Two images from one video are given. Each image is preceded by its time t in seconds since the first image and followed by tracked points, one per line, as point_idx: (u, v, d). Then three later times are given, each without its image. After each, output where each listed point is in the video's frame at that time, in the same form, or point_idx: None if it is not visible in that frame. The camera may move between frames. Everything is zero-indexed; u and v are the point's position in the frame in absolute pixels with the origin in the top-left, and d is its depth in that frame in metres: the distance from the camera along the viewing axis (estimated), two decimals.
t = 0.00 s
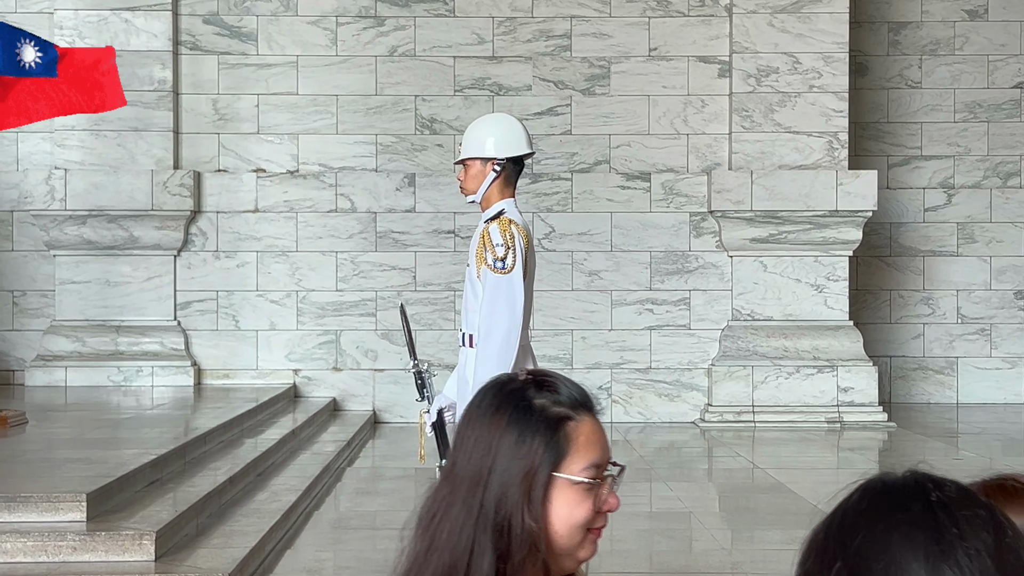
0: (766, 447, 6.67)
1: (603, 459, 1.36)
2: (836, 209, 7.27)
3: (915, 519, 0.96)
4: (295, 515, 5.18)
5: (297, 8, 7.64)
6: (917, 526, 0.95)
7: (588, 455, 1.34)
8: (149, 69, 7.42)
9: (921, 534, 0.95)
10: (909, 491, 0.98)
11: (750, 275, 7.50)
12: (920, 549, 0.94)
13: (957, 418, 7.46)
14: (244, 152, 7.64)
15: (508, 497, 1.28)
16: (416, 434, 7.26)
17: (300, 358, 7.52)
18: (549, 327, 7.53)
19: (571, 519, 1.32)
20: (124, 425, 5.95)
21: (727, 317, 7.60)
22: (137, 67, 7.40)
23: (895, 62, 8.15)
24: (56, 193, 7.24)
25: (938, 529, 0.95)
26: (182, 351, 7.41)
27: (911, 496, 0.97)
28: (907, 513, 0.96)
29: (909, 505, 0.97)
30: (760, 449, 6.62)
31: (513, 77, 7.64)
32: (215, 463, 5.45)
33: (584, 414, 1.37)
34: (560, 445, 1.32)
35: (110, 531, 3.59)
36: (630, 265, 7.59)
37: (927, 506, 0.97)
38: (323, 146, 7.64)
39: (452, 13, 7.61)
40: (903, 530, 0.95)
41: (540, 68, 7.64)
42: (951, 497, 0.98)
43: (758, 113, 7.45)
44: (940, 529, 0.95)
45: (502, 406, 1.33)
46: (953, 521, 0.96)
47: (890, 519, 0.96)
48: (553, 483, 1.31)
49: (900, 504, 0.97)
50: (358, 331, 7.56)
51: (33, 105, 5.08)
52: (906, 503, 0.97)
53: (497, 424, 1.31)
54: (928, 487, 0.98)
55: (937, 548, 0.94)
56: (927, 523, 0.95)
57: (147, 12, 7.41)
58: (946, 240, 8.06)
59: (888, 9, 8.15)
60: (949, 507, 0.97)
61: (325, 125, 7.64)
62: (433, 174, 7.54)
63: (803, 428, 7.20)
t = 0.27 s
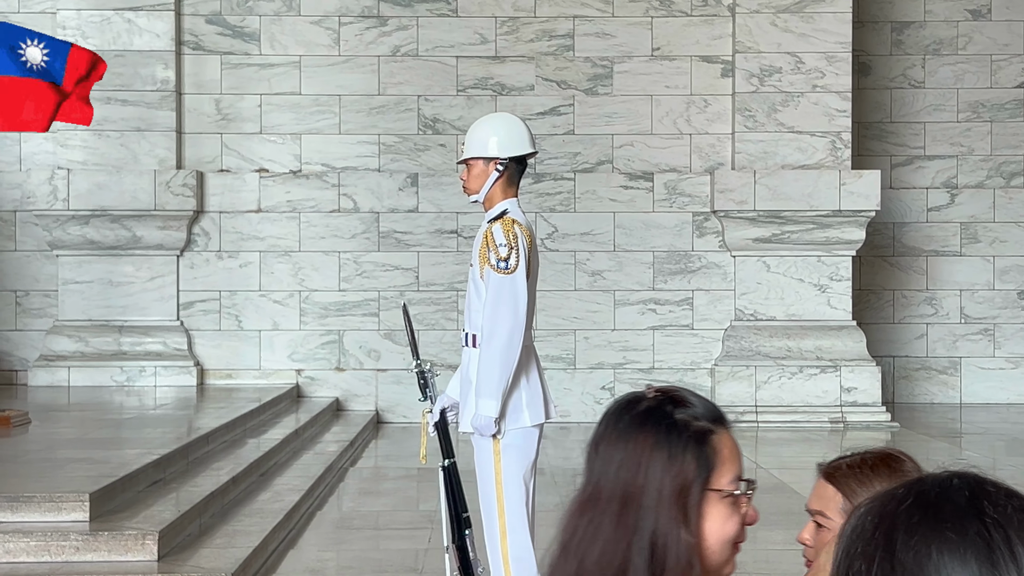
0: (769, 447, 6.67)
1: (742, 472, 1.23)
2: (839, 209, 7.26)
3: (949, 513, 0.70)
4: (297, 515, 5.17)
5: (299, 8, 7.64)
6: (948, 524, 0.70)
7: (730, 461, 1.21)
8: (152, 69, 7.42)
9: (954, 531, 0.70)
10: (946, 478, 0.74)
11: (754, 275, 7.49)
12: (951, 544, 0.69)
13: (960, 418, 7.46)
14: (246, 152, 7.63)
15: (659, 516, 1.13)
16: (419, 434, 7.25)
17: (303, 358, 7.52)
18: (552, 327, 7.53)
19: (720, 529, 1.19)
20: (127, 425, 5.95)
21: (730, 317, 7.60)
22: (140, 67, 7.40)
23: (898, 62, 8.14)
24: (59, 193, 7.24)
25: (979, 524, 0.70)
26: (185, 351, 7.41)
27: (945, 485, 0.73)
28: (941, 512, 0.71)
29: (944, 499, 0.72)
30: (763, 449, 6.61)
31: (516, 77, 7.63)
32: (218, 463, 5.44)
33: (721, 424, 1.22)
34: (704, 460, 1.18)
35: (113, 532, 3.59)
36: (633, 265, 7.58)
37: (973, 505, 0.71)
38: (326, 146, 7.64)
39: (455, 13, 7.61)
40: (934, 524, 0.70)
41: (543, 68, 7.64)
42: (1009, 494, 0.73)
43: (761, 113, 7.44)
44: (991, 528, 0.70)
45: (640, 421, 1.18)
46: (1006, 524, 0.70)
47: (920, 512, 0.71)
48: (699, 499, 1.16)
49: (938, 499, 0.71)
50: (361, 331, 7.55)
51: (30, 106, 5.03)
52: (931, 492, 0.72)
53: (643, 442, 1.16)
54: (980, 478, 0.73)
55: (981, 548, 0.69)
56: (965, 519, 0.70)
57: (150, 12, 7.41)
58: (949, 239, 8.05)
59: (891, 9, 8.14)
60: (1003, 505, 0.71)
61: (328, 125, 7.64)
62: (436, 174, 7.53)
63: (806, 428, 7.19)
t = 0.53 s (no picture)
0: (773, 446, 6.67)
1: (821, 464, 1.29)
2: (843, 209, 7.27)
3: (961, 519, 0.67)
4: (301, 515, 5.18)
5: (303, 8, 7.66)
6: (953, 525, 0.67)
7: (830, 451, 1.30)
8: (156, 69, 7.43)
9: (961, 532, 0.67)
10: (961, 480, 0.71)
11: (757, 275, 7.50)
12: (959, 545, 0.66)
13: (964, 418, 7.46)
14: (250, 152, 7.64)
15: (725, 508, 1.29)
16: (422, 434, 7.26)
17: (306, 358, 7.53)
18: (556, 327, 7.53)
19: (808, 515, 1.26)
20: (131, 425, 5.96)
21: (733, 317, 7.60)
22: (144, 68, 7.41)
23: (901, 62, 8.15)
24: (63, 193, 7.25)
25: (987, 527, 0.67)
26: (189, 351, 7.42)
27: (958, 487, 0.70)
28: (952, 512, 0.68)
29: (955, 502, 0.69)
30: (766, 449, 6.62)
31: (519, 77, 7.64)
32: (222, 463, 5.45)
33: (820, 416, 1.33)
34: (755, 451, 1.32)
35: (117, 531, 3.60)
36: (636, 265, 7.59)
37: (987, 511, 0.68)
38: (330, 146, 7.65)
39: (459, 13, 7.62)
40: (941, 526, 0.68)
41: (546, 68, 7.64)
42: None
43: (765, 113, 7.45)
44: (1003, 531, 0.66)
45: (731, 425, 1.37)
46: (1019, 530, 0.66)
47: (931, 517, 0.69)
48: (769, 486, 1.28)
49: (948, 502, 0.69)
50: (364, 331, 7.57)
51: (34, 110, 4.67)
52: (946, 496, 0.70)
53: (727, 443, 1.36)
54: (997, 482, 0.70)
55: (988, 551, 0.66)
56: (974, 521, 0.67)
57: (155, 13, 7.42)
58: (953, 240, 8.05)
59: (894, 9, 8.15)
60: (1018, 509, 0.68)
61: (332, 125, 7.65)
62: (439, 174, 7.54)
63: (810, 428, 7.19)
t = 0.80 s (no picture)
0: (778, 446, 6.67)
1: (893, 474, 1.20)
2: (848, 209, 7.26)
3: (966, 520, 0.64)
4: (306, 515, 5.18)
5: (308, 9, 7.66)
6: (959, 525, 0.63)
7: (903, 466, 1.21)
8: (161, 69, 7.44)
9: (969, 532, 0.63)
10: (970, 478, 0.67)
11: (762, 275, 7.49)
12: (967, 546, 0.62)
13: (969, 418, 7.45)
14: (255, 152, 7.65)
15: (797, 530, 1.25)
16: (427, 434, 7.26)
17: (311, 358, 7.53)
18: (560, 327, 7.54)
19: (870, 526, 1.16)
20: (136, 425, 5.96)
21: (738, 317, 7.60)
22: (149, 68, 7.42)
23: (906, 62, 8.14)
24: (68, 194, 7.26)
25: (994, 528, 0.63)
26: (194, 351, 7.43)
27: (966, 485, 0.66)
28: (959, 510, 0.64)
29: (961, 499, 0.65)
30: (771, 449, 6.62)
31: (524, 77, 7.64)
32: (227, 463, 5.45)
33: (883, 425, 1.25)
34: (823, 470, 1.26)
35: (122, 531, 3.60)
36: (641, 265, 7.59)
37: (993, 511, 0.64)
38: (334, 147, 7.65)
39: (463, 14, 7.62)
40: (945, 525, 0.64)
41: (551, 68, 7.64)
42: None
43: (769, 113, 7.45)
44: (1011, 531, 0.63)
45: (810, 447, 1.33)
46: None
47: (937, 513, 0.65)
48: (828, 497, 1.20)
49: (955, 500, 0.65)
50: (369, 331, 7.57)
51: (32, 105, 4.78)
52: (953, 495, 0.66)
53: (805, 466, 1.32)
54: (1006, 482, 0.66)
55: (994, 553, 0.62)
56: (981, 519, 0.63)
57: (160, 13, 7.42)
58: (957, 240, 8.05)
59: (899, 9, 8.14)
60: None
61: (336, 126, 7.65)
62: (444, 175, 7.54)
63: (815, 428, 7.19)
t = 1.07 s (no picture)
0: (785, 447, 6.67)
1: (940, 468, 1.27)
2: (854, 209, 7.26)
3: (948, 523, 0.69)
4: (313, 514, 5.19)
5: (315, 9, 7.67)
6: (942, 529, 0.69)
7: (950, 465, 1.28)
8: (168, 69, 7.45)
9: (951, 532, 0.69)
10: (952, 477, 0.73)
11: (768, 275, 7.49)
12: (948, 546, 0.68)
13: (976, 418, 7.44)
14: (262, 152, 7.66)
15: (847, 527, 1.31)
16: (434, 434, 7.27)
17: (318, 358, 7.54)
18: (567, 327, 7.54)
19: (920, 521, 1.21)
20: (143, 424, 5.98)
21: (745, 317, 7.59)
22: (157, 68, 7.43)
23: (913, 62, 8.14)
24: (76, 194, 7.28)
25: (974, 529, 0.69)
26: (201, 351, 7.44)
27: (947, 486, 0.72)
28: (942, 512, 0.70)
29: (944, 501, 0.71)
30: (778, 449, 6.62)
31: (531, 77, 7.65)
32: (234, 463, 5.47)
33: (930, 425, 1.33)
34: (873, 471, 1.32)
35: (130, 530, 3.61)
36: (647, 265, 7.59)
37: (974, 512, 0.70)
38: (341, 147, 7.66)
39: (470, 14, 7.62)
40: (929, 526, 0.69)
41: (557, 68, 7.64)
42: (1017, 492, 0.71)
43: (776, 113, 7.45)
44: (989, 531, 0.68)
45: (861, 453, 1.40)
46: (1004, 533, 0.68)
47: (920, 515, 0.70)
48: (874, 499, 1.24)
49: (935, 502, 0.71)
50: (375, 331, 7.57)
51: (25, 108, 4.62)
52: (936, 495, 0.71)
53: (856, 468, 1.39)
54: (986, 480, 0.72)
55: (975, 553, 0.68)
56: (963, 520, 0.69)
57: (167, 13, 7.44)
58: (964, 240, 8.04)
59: (906, 9, 8.14)
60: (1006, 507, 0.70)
61: (343, 126, 7.66)
62: (451, 175, 7.55)
63: (821, 429, 7.18)
